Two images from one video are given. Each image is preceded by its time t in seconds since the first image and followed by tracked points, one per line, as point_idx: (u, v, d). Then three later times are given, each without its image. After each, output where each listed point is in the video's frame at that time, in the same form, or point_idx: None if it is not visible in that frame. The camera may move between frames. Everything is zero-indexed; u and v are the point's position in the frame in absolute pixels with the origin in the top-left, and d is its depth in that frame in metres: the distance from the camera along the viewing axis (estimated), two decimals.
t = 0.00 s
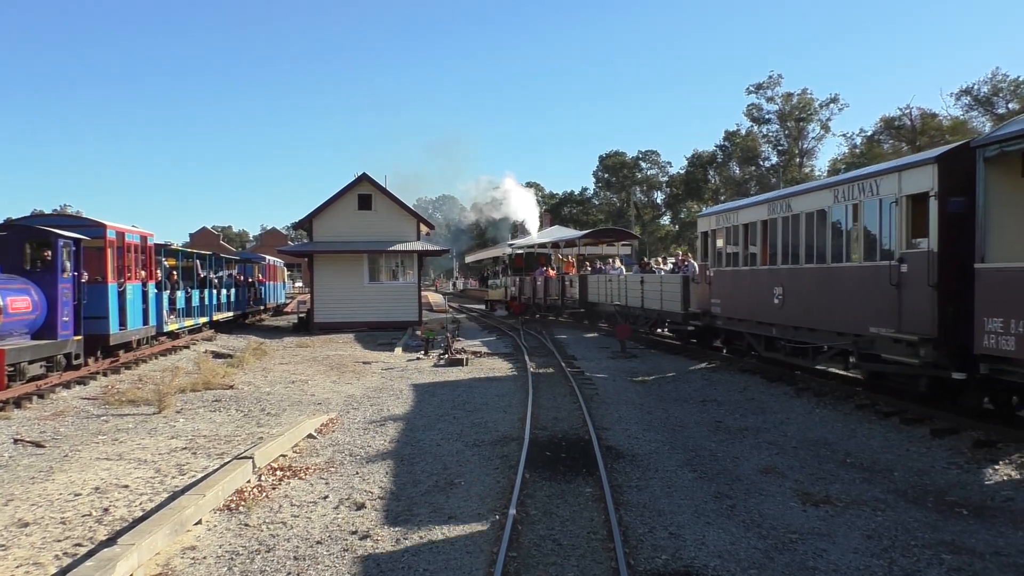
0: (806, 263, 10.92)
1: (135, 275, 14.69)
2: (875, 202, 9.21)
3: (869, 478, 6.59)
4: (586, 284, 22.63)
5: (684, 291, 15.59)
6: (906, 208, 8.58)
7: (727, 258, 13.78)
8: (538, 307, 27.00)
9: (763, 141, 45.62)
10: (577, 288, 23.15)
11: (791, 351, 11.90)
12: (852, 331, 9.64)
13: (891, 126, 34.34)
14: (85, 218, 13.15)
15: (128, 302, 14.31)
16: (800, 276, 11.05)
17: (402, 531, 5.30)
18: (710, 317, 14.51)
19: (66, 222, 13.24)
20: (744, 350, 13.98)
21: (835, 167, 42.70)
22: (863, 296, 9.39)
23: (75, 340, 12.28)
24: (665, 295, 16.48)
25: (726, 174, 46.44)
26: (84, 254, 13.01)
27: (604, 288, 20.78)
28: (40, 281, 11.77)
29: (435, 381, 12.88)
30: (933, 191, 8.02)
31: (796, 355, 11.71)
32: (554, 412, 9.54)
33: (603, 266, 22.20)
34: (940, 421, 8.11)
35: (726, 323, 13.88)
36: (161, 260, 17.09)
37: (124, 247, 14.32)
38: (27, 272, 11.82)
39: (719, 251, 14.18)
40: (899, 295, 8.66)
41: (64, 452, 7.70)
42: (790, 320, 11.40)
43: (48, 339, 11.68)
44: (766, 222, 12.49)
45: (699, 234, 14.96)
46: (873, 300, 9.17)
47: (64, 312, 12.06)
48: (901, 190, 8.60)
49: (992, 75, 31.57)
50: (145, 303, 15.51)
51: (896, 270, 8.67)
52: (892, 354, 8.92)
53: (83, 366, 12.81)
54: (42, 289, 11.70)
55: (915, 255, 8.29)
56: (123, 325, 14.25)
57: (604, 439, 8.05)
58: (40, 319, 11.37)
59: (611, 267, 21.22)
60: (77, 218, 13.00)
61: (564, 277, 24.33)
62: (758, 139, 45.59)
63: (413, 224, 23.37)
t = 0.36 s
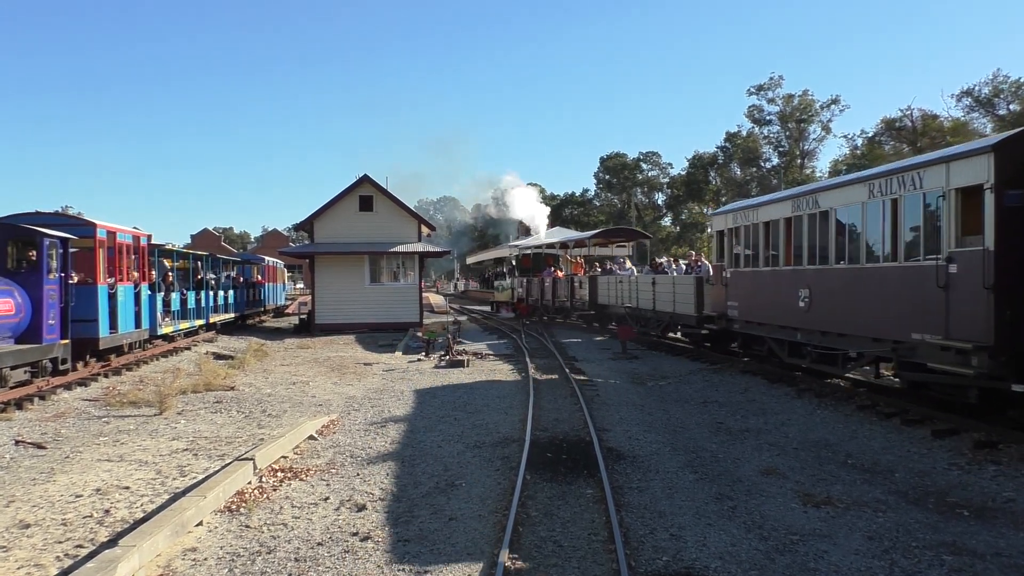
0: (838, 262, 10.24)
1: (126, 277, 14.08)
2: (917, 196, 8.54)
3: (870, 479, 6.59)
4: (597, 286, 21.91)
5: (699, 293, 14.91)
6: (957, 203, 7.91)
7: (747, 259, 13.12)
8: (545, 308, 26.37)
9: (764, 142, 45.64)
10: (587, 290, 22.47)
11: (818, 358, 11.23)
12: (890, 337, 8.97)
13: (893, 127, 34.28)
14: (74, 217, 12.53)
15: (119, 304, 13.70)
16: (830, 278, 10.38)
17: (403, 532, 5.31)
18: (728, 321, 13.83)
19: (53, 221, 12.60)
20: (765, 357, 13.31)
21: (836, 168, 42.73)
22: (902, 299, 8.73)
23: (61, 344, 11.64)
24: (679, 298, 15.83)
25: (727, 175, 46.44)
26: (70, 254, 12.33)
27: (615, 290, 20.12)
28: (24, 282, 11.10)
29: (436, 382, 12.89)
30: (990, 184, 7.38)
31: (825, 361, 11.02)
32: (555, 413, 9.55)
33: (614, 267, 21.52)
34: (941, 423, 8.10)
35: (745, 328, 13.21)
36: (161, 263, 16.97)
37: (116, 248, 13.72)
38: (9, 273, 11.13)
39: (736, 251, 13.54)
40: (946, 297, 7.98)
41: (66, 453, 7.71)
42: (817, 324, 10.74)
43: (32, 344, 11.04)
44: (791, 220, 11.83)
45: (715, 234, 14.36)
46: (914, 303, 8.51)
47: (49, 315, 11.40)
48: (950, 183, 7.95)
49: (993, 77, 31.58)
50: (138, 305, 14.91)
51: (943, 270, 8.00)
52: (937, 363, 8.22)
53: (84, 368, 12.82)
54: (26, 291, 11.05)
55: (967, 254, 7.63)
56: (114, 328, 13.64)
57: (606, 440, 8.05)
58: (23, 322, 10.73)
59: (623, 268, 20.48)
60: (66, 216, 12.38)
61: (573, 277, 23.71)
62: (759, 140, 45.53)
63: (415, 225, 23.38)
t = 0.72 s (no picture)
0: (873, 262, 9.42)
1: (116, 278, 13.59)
2: (967, 188, 7.74)
3: (871, 480, 6.58)
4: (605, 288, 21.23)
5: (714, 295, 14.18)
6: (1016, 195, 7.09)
7: (768, 258, 12.35)
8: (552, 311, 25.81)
9: (764, 143, 45.65)
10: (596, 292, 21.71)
11: (849, 365, 10.48)
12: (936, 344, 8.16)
13: (893, 128, 34.23)
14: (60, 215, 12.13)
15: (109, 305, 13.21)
16: (863, 279, 9.58)
17: (403, 533, 5.31)
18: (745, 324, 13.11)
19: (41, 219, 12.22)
20: (787, 363, 12.59)
21: (836, 169, 42.74)
22: (949, 302, 7.94)
23: (46, 347, 11.05)
24: (691, 299, 15.14)
25: (728, 176, 46.39)
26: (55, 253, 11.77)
27: (624, 292, 19.41)
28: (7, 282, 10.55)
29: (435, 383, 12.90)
30: None
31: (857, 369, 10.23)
32: (555, 414, 9.56)
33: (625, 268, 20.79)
34: (941, 424, 8.10)
35: (766, 332, 12.43)
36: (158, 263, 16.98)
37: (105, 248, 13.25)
38: None
39: (755, 251, 12.78)
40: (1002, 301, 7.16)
41: (66, 454, 7.72)
42: (849, 330, 9.94)
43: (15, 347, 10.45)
44: (818, 216, 11.01)
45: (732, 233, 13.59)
46: (963, 307, 7.71)
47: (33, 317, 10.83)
48: (1007, 173, 7.14)
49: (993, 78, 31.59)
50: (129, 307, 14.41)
51: (999, 270, 7.19)
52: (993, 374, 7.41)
53: (84, 368, 12.84)
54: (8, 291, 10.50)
55: None
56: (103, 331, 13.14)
57: (606, 441, 8.06)
58: (5, 325, 10.15)
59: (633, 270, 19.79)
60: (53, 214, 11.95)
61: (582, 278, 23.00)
62: (760, 141, 45.49)
63: (415, 226, 23.39)
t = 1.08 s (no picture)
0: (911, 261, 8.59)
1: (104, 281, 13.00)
2: None
3: (872, 482, 6.58)
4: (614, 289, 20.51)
5: (730, 298, 13.43)
6: None
7: (790, 259, 11.56)
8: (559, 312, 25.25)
9: (765, 145, 45.65)
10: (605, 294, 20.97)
11: (883, 373, 9.71)
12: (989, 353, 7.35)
13: (893, 129, 34.23)
14: (44, 213, 11.60)
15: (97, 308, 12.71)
16: (900, 279, 8.77)
17: (404, 535, 5.31)
18: (764, 328, 12.38)
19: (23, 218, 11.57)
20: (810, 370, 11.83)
21: (836, 170, 42.72)
22: (1002, 307, 7.15)
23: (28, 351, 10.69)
24: (705, 301, 14.44)
25: (728, 178, 46.28)
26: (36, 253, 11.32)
27: (634, 294, 18.70)
28: None
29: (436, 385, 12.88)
30: None
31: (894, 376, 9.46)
32: (556, 416, 9.55)
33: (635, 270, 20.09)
34: (943, 425, 8.08)
35: (789, 337, 11.65)
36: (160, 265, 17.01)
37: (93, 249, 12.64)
38: None
39: (776, 250, 12.00)
40: None
41: (67, 456, 7.71)
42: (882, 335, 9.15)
43: None
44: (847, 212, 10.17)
45: (751, 231, 12.79)
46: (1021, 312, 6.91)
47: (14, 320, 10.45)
48: None
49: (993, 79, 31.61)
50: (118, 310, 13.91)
51: None
52: None
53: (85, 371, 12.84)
54: None
55: None
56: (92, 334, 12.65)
57: (607, 443, 8.05)
58: None
59: (643, 271, 19.05)
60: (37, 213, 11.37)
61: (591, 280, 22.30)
62: (760, 143, 45.44)
63: (415, 228, 23.39)
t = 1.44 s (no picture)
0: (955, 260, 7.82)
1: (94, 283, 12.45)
2: None
3: (872, 483, 6.57)
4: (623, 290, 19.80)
5: (749, 301, 12.64)
6: None
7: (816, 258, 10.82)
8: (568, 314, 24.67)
9: (766, 146, 45.65)
10: (615, 296, 20.17)
11: (924, 383, 8.92)
12: None
13: (895, 131, 34.23)
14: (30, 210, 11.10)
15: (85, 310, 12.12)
16: (940, 280, 8.01)
17: (405, 536, 5.31)
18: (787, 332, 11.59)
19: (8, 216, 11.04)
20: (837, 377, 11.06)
21: (837, 171, 42.71)
22: None
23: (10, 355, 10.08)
24: (720, 303, 13.76)
25: (729, 179, 46.24)
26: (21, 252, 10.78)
27: (645, 295, 17.92)
28: None
29: (437, 386, 12.88)
30: None
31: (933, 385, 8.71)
32: (557, 417, 9.53)
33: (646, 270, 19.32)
34: (943, 426, 8.08)
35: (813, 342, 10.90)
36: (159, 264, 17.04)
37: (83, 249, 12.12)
38: None
39: (800, 249, 11.29)
40: None
41: (68, 457, 7.72)
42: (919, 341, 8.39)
43: None
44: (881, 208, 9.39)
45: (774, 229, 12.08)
46: None
47: None
48: None
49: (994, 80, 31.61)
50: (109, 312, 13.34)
51: None
52: None
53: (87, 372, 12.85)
54: None
55: None
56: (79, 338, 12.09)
57: (608, 443, 8.05)
58: None
59: (654, 271, 18.36)
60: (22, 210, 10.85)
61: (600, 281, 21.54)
62: (761, 144, 45.41)
63: (415, 228, 23.40)
